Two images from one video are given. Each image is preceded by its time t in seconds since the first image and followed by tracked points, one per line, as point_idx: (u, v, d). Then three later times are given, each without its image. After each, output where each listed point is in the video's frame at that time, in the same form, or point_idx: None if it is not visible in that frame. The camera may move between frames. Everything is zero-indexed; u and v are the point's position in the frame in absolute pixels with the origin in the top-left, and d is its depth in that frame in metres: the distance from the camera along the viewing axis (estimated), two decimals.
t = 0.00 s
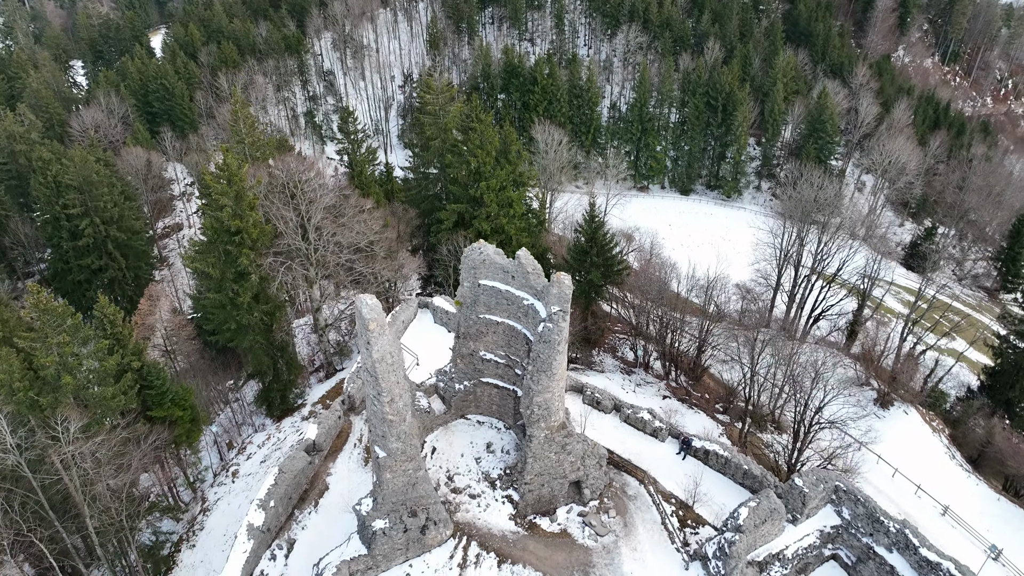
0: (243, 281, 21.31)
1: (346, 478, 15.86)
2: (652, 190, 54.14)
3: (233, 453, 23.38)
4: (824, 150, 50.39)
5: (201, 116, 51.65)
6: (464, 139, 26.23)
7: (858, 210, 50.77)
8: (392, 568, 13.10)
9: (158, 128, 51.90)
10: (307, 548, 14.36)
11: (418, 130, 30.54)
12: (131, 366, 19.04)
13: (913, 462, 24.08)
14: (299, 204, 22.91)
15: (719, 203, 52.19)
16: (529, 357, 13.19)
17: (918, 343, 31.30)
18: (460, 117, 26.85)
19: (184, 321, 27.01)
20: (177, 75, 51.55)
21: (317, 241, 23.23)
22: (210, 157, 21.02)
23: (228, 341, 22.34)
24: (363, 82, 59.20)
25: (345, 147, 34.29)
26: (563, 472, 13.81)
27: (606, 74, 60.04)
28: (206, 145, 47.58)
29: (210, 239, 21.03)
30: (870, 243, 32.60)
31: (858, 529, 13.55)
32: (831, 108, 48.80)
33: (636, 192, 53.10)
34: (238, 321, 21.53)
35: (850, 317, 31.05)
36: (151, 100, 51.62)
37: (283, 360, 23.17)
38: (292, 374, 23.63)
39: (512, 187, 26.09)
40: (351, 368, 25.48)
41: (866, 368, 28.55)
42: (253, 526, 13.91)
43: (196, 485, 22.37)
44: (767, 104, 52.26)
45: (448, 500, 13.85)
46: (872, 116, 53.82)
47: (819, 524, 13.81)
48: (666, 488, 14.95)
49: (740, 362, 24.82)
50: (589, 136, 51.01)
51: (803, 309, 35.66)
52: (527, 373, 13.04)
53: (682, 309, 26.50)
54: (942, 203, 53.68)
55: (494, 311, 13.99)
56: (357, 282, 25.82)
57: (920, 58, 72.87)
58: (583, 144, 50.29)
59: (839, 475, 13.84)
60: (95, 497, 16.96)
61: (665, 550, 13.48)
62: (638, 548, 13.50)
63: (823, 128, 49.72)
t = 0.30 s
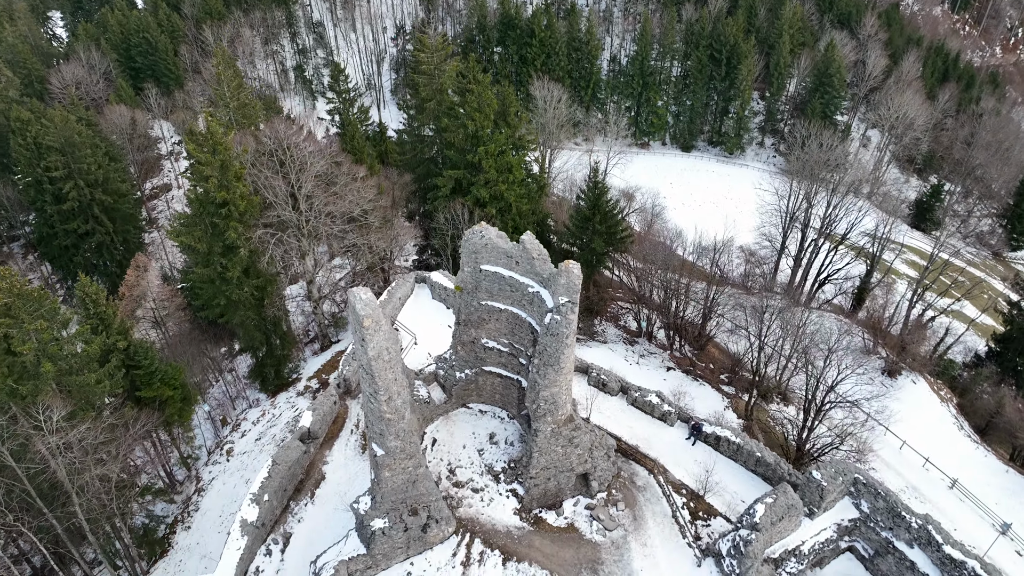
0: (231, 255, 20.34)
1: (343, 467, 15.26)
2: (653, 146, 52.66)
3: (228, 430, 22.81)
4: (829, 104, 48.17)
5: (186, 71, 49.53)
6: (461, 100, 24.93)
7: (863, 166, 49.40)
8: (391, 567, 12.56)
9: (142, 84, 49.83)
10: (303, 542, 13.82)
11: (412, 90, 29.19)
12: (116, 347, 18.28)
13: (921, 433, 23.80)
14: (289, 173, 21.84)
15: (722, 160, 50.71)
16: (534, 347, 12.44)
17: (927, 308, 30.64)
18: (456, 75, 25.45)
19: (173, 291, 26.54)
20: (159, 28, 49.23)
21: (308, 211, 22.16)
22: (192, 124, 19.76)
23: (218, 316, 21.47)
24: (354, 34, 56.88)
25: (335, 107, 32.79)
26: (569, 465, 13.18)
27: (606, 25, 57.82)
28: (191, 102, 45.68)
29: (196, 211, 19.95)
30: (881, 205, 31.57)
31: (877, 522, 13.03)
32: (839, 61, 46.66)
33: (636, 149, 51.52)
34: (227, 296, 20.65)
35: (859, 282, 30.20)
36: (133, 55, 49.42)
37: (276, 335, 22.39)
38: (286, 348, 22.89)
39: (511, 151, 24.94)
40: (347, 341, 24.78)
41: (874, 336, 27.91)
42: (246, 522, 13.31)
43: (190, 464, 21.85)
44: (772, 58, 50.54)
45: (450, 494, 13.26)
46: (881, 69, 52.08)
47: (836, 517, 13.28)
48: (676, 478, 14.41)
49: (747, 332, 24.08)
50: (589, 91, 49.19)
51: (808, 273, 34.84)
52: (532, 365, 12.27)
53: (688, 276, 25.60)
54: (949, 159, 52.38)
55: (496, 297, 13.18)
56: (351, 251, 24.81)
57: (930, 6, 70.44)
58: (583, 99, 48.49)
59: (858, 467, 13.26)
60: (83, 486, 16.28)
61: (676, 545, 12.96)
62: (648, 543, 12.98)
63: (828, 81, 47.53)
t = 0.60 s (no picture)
0: (217, 225, 19.37)
1: (339, 453, 14.71)
2: (653, 96, 50.94)
3: (221, 404, 22.27)
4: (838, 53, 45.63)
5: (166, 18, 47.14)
6: (455, 55, 23.54)
7: (868, 115, 47.97)
8: (391, 563, 12.08)
9: (120, 33, 47.48)
10: (300, 535, 13.33)
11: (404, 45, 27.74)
12: (100, 326, 17.61)
13: (927, 400, 23.42)
14: (276, 138, 20.76)
15: (724, 111, 49.14)
16: (539, 336, 11.77)
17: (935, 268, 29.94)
18: (450, 28, 23.97)
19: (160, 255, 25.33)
20: None
21: (298, 176, 21.09)
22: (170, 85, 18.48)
23: (206, 287, 20.64)
24: None
25: (322, 60, 31.16)
26: (576, 456, 12.63)
27: None
28: (173, 53, 43.60)
29: (178, 180, 18.88)
30: (890, 161, 30.52)
31: (893, 512, 12.60)
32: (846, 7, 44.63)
33: (636, 100, 49.81)
34: (215, 268, 19.77)
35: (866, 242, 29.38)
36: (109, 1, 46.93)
37: (267, 306, 21.61)
38: (278, 319, 22.14)
39: (509, 110, 23.71)
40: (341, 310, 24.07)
41: (881, 298, 27.26)
42: (240, 516, 12.80)
43: (183, 439, 21.37)
44: (778, 2, 48.45)
45: (451, 487, 12.73)
46: (890, 14, 50.07)
47: (851, 507, 12.83)
48: (685, 464, 13.94)
49: (753, 297, 23.32)
50: (587, 39, 47.18)
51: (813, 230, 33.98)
52: (537, 356, 11.56)
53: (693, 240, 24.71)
54: (956, 108, 50.92)
55: (499, 282, 12.43)
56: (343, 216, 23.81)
57: None
58: (580, 48, 46.54)
59: (876, 454, 12.75)
60: (71, 472, 15.73)
61: (686, 537, 12.52)
62: (658, 535, 12.53)
63: (835, 28, 45.47)
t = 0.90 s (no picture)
0: (190, 199, 18.33)
1: (329, 443, 14.18)
2: (641, 40, 49.08)
3: (205, 381, 21.61)
4: None
5: None
6: (436, 6, 22.05)
7: (861, 57, 46.57)
8: (387, 560, 11.62)
9: None
10: (292, 531, 12.85)
11: None
12: (70, 309, 16.78)
13: (924, 357, 23.16)
14: (249, 102, 19.53)
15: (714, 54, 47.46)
16: (538, 327, 11.08)
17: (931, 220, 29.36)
18: None
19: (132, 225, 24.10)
20: None
21: (274, 143, 19.92)
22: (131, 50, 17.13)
23: (182, 263, 19.71)
24: None
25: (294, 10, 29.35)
26: (577, 447, 12.14)
27: None
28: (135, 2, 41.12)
29: (145, 153, 17.72)
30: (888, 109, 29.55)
31: (903, 494, 12.27)
32: None
33: (623, 44, 47.97)
34: (190, 243, 18.80)
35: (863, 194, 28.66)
36: None
37: (248, 280, 20.74)
38: (260, 292, 21.29)
39: (495, 65, 22.39)
40: (326, 279, 23.21)
41: (878, 252, 26.73)
42: (228, 516, 12.29)
43: (167, 418, 20.76)
44: None
45: (448, 482, 12.26)
46: None
47: (859, 490, 12.52)
48: (689, 446, 13.61)
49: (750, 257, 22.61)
50: None
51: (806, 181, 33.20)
52: (535, 350, 10.89)
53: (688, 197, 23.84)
54: (951, 47, 49.55)
55: (493, 268, 11.66)
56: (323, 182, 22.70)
57: None
58: None
59: (886, 437, 12.36)
60: (49, 467, 15.12)
61: (691, 525, 12.19)
62: (662, 524, 12.18)
63: None
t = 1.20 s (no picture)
0: (152, 172, 17.19)
1: (317, 433, 13.72)
2: None
3: (183, 359, 20.89)
4: None
5: None
6: None
7: None
8: (384, 556, 11.20)
9: None
10: (283, 527, 12.46)
11: None
12: (32, 295, 15.82)
13: (914, 305, 22.94)
14: (210, 65, 18.25)
15: None
16: (533, 316, 10.50)
17: (919, 162, 28.90)
18: None
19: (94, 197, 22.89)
20: None
21: (239, 107, 18.66)
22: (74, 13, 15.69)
23: (150, 239, 18.68)
24: None
25: None
26: (576, 433, 11.77)
27: None
28: None
29: (99, 126, 16.47)
30: (877, 47, 28.61)
31: (907, 467, 12.09)
32: None
33: None
34: (156, 219, 17.75)
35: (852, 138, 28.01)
36: None
37: (221, 254, 19.80)
38: (234, 265, 20.39)
39: (471, 14, 21.02)
40: (303, 247, 22.36)
41: (868, 197, 26.30)
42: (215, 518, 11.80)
43: (147, 401, 20.13)
44: None
45: (443, 474, 11.86)
46: None
47: (862, 464, 12.35)
48: (689, 419, 13.41)
49: (741, 208, 21.86)
50: None
51: (793, 124, 32.40)
52: (531, 341, 10.32)
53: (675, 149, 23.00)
54: None
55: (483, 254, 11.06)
56: (294, 145, 21.48)
57: None
58: None
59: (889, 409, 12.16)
60: (24, 466, 14.45)
61: (693, 506, 11.97)
62: (664, 507, 11.94)
63: None
